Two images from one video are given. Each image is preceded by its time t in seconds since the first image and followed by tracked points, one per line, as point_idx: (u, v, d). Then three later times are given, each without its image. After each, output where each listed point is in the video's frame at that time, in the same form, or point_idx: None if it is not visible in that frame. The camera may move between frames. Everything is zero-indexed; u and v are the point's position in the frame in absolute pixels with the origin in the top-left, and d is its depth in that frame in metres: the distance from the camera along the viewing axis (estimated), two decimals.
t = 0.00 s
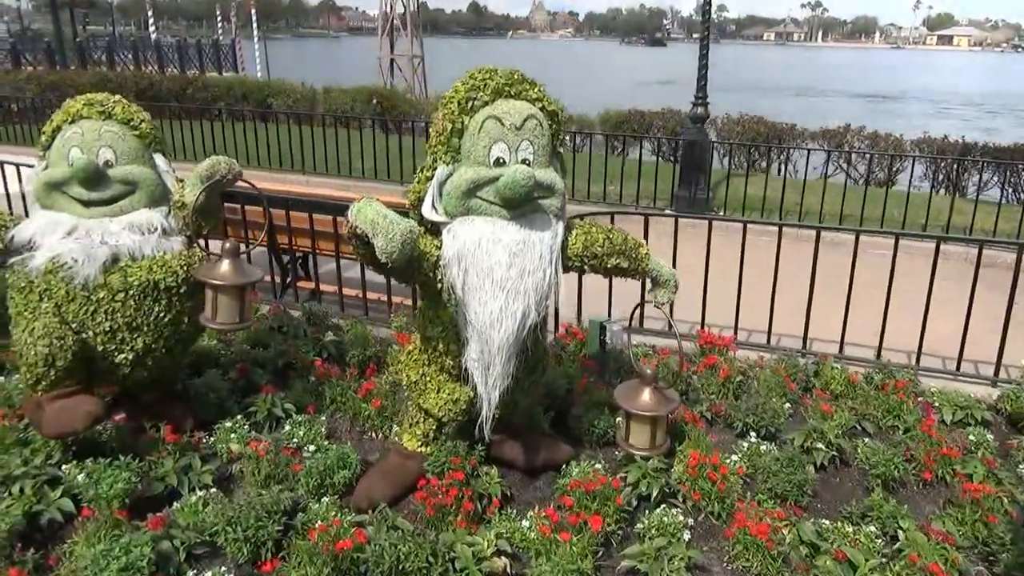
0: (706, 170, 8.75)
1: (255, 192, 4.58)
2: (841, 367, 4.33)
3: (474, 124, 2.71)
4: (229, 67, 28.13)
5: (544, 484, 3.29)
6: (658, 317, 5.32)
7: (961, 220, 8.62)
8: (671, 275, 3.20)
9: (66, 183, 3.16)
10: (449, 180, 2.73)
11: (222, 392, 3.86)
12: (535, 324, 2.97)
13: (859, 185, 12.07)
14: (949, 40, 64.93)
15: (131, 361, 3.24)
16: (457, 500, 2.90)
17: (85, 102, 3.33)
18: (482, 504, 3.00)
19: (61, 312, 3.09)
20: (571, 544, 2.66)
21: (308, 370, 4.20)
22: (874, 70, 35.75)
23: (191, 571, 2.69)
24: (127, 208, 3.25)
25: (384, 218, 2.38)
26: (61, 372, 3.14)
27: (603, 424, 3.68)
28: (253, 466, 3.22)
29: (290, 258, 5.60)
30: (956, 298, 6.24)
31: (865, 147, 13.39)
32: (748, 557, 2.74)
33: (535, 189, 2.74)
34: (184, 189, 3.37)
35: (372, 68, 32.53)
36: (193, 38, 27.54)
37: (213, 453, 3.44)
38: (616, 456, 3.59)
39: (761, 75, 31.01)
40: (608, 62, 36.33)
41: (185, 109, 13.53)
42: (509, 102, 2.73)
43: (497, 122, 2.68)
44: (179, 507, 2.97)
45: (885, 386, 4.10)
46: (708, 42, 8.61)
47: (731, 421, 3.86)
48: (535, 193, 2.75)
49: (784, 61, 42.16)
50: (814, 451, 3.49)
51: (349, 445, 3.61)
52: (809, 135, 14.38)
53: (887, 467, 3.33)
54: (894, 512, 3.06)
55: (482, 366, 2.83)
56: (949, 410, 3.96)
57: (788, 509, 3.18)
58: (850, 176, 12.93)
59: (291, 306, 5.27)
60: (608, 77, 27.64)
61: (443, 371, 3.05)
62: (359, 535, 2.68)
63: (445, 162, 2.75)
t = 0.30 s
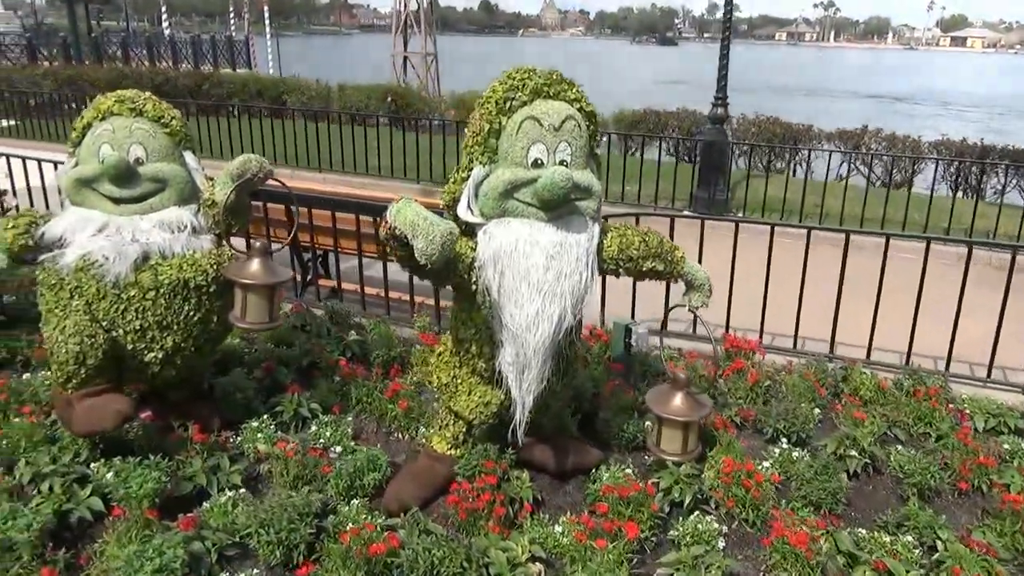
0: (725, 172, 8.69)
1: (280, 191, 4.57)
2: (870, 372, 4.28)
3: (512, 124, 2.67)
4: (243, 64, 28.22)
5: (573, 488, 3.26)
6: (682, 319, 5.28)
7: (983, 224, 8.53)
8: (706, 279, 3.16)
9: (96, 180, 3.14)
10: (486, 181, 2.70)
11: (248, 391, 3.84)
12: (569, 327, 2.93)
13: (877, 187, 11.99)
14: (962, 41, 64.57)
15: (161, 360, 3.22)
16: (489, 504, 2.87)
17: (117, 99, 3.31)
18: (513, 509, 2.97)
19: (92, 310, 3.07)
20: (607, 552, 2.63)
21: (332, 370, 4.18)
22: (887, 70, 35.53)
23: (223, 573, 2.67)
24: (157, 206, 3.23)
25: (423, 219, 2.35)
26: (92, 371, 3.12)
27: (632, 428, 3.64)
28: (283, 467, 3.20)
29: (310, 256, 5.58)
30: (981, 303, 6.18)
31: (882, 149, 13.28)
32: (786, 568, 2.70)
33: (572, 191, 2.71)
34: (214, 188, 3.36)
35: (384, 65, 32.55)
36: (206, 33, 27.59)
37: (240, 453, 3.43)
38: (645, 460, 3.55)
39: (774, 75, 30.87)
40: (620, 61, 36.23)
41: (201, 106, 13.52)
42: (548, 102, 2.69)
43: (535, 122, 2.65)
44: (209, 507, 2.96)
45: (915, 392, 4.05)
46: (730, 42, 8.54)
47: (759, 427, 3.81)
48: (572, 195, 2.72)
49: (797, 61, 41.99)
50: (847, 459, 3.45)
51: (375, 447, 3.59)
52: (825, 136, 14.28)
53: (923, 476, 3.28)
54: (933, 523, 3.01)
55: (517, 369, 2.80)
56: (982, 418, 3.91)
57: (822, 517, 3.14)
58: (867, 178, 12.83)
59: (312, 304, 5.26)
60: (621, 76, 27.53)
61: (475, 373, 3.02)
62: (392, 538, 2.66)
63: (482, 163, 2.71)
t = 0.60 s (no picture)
0: (747, 174, 8.63)
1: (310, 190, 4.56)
2: (903, 379, 4.24)
3: (557, 127, 2.64)
4: (258, 61, 28.27)
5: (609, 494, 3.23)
6: (709, 324, 5.24)
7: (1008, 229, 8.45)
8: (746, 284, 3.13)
9: (135, 179, 3.14)
10: (530, 184, 2.68)
11: (279, 390, 3.83)
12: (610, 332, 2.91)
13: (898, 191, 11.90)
14: (977, 44, 64.14)
15: (196, 359, 3.21)
16: (528, 509, 2.85)
17: (155, 97, 3.29)
18: (551, 514, 2.95)
19: (130, 309, 3.07)
20: (648, 559, 2.61)
21: (361, 370, 4.16)
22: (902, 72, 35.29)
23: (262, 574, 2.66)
24: (194, 205, 3.22)
25: (473, 221, 2.33)
26: (130, 369, 3.12)
27: (665, 433, 3.61)
28: (318, 469, 3.19)
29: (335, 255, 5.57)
30: (1010, 310, 6.12)
31: (902, 151, 13.18)
32: None
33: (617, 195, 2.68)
34: (251, 187, 3.38)
35: (398, 62, 32.50)
36: (221, 29, 27.61)
37: (273, 452, 3.42)
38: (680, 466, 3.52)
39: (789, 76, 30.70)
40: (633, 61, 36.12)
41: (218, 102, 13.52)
42: (594, 105, 2.66)
43: (582, 125, 2.62)
44: (245, 508, 2.96)
45: (951, 400, 4.01)
46: (754, 43, 8.48)
47: (793, 434, 3.78)
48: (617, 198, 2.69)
49: (812, 61, 41.72)
50: (885, 467, 3.42)
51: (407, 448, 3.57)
52: (843, 139, 14.19)
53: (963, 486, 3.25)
54: (976, 534, 2.98)
55: (558, 373, 2.77)
56: (1019, 428, 3.87)
57: (862, 527, 3.11)
58: (886, 180, 12.73)
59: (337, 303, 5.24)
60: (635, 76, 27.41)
61: (513, 377, 3.00)
62: (432, 543, 2.65)
63: (526, 166, 2.68)
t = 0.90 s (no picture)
0: (769, 175, 8.57)
1: (339, 188, 4.55)
2: (937, 383, 4.19)
3: (602, 127, 2.62)
4: (273, 58, 28.37)
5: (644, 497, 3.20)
6: (736, 326, 5.20)
7: None
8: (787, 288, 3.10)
9: (172, 177, 3.14)
10: (573, 185, 2.65)
11: (310, 389, 3.82)
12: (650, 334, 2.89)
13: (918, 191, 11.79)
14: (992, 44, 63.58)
15: (232, 358, 3.20)
16: (566, 512, 2.83)
17: (193, 95, 3.29)
18: (590, 517, 2.93)
19: (168, 307, 3.07)
20: (693, 565, 2.60)
21: (391, 369, 4.15)
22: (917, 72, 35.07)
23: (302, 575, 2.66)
24: (230, 203, 3.21)
25: (521, 222, 2.31)
26: (167, 368, 3.12)
27: (700, 437, 3.58)
28: (354, 469, 3.18)
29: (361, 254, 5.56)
30: None
31: (921, 152, 13.07)
32: None
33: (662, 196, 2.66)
34: (288, 185, 3.41)
35: (412, 60, 32.51)
36: (236, 27, 27.73)
37: (306, 452, 3.42)
38: (715, 469, 3.49)
39: (803, 75, 30.55)
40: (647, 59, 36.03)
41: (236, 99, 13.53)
42: (640, 106, 2.64)
43: (627, 126, 2.60)
44: (282, 508, 2.96)
45: (986, 405, 3.96)
46: (777, 43, 8.41)
47: (828, 438, 3.74)
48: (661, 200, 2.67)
49: (826, 61, 41.49)
50: (924, 473, 3.38)
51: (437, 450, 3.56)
52: (860, 139, 14.09)
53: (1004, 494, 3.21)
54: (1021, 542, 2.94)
55: (599, 376, 2.76)
56: None
57: (902, 533, 3.08)
58: (905, 181, 12.63)
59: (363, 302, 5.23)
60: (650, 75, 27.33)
61: (551, 379, 2.98)
62: (473, 545, 2.65)
63: (569, 166, 2.66)
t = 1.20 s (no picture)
0: (788, 176, 8.52)
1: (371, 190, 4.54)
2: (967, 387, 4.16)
3: (644, 130, 2.61)
4: (286, 56, 28.41)
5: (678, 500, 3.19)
6: (760, 328, 5.18)
7: None
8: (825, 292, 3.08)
9: (207, 177, 3.14)
10: (613, 188, 2.64)
11: (340, 389, 3.82)
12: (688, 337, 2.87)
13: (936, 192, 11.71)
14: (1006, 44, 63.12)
15: (267, 358, 3.21)
16: (603, 516, 2.82)
17: (227, 95, 3.28)
18: (626, 521, 2.92)
19: (204, 308, 3.08)
20: (732, 570, 2.60)
21: (418, 370, 4.15)
22: (931, 71, 34.82)
23: None
24: (264, 204, 3.21)
25: (566, 226, 2.31)
26: (202, 368, 3.13)
27: (731, 440, 3.56)
28: (388, 470, 3.19)
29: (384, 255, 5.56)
30: None
31: (939, 152, 12.98)
32: None
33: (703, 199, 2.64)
34: (321, 186, 3.41)
35: (423, 59, 32.48)
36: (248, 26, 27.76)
37: (337, 452, 3.42)
38: (747, 473, 3.48)
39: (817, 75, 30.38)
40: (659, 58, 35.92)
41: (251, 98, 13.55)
42: (682, 108, 2.63)
43: (669, 128, 2.59)
44: (317, 508, 2.96)
45: (1019, 410, 3.93)
46: (798, 43, 8.36)
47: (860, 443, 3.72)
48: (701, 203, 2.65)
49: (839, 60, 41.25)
50: (959, 478, 3.36)
51: (467, 451, 3.56)
52: (877, 140, 14.00)
53: None
54: None
55: (637, 379, 2.75)
56: None
57: (938, 539, 3.07)
58: (923, 182, 12.55)
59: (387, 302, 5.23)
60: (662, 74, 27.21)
61: (586, 382, 2.97)
62: (511, 549, 2.64)
63: (610, 169, 2.64)
